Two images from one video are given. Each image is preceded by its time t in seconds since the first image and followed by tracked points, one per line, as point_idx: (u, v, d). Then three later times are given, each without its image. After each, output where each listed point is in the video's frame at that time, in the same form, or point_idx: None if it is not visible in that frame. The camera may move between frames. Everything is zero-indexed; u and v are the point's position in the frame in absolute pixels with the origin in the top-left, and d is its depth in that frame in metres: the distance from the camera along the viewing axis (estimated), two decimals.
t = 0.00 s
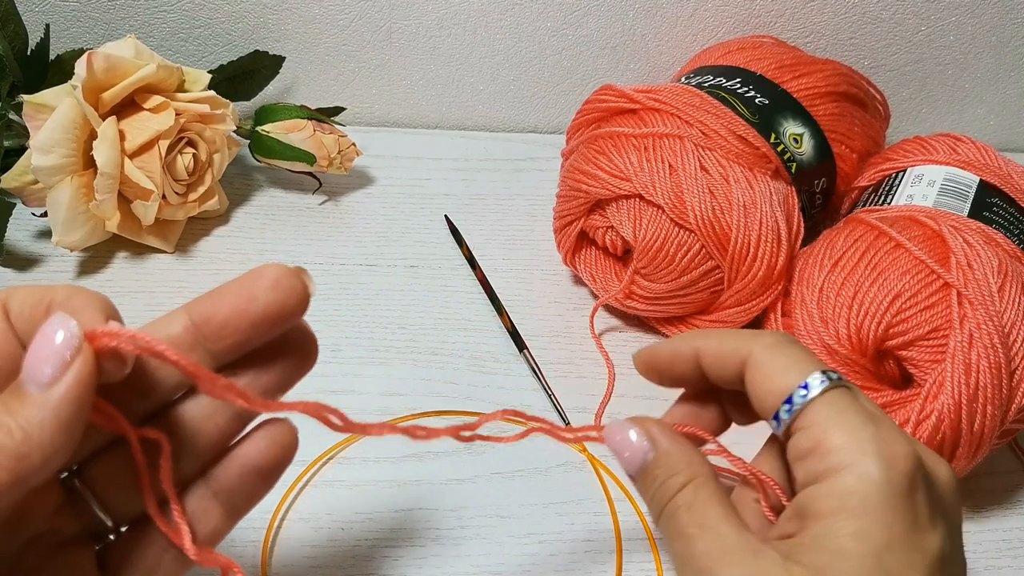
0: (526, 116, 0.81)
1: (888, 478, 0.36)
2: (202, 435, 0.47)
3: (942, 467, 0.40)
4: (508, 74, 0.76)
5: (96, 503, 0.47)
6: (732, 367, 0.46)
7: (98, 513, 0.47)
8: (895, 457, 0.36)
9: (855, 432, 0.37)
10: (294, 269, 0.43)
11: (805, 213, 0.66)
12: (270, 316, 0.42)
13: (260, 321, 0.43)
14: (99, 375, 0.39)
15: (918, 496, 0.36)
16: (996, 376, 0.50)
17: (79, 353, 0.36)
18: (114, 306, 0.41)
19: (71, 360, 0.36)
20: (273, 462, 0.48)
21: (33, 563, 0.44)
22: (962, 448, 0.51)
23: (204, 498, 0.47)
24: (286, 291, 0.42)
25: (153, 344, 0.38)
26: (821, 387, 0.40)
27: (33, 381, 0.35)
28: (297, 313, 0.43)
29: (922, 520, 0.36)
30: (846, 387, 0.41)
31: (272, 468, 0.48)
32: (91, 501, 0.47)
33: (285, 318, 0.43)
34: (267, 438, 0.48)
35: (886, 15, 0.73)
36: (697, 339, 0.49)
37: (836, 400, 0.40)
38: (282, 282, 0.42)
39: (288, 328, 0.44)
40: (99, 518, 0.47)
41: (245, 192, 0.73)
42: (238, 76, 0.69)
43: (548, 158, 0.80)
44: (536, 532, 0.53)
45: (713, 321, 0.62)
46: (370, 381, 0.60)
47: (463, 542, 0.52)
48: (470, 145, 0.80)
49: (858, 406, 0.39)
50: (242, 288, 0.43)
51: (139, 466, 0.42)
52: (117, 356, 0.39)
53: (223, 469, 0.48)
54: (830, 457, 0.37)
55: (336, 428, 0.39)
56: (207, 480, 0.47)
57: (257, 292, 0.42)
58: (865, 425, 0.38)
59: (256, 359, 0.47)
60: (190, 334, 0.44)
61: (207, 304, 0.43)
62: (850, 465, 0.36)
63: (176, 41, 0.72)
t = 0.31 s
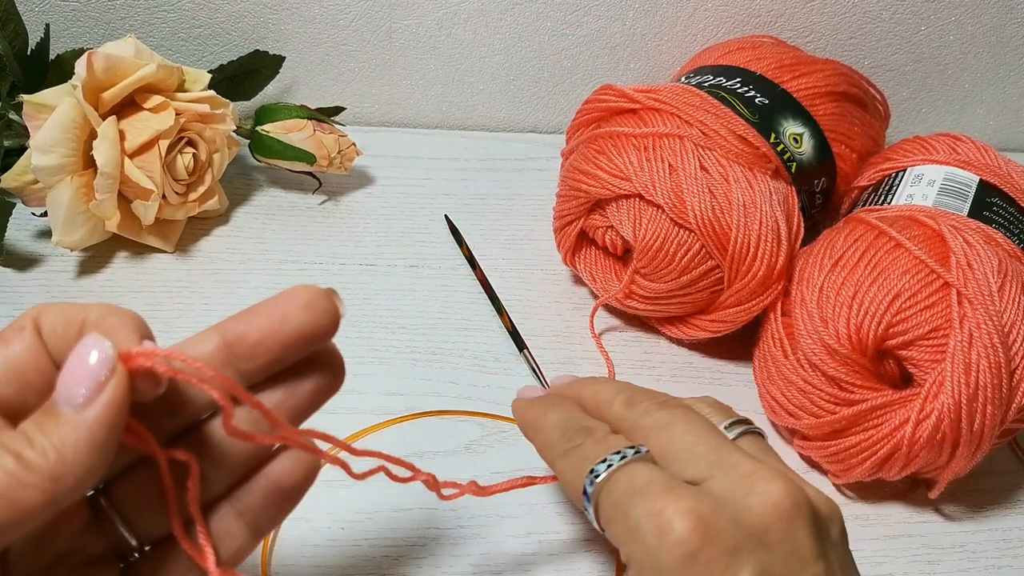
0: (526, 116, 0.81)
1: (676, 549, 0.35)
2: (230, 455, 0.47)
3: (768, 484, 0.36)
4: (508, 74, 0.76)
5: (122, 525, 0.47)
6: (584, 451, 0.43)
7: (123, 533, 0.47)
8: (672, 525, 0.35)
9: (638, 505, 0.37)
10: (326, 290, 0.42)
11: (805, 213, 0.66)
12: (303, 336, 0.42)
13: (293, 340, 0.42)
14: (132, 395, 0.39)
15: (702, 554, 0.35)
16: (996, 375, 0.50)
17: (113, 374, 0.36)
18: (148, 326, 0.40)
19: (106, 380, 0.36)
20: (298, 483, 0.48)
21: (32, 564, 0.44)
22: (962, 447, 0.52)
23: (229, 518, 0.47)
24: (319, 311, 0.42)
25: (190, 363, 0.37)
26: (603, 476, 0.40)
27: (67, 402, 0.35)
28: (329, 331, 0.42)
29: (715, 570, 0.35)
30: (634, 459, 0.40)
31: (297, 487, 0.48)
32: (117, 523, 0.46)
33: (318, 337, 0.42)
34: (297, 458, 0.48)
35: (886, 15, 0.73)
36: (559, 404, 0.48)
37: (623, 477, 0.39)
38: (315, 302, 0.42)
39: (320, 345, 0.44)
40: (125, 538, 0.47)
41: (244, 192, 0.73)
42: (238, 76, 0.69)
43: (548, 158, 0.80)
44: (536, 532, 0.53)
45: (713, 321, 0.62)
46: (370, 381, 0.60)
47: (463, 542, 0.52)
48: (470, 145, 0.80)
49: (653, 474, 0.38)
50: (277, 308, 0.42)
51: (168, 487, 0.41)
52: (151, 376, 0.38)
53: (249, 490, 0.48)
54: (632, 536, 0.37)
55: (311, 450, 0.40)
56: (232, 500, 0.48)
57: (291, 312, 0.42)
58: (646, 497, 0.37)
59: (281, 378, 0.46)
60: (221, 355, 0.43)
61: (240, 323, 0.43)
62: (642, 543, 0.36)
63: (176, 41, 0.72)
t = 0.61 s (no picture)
0: (526, 116, 0.81)
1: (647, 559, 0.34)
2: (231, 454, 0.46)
3: (741, 491, 0.35)
4: (508, 74, 0.76)
5: (121, 526, 0.46)
6: (572, 440, 0.39)
7: (122, 535, 0.47)
8: (642, 534, 0.35)
9: (610, 507, 0.36)
10: (322, 290, 0.43)
11: (805, 213, 0.66)
12: (300, 336, 0.43)
13: (289, 340, 0.43)
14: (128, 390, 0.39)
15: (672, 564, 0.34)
16: (996, 376, 0.50)
17: (110, 371, 0.36)
18: (142, 322, 0.40)
19: (103, 378, 0.36)
20: (300, 482, 0.48)
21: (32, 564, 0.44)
22: (962, 448, 0.52)
23: (229, 520, 0.47)
24: (315, 312, 0.42)
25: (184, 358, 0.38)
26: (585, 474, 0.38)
27: (67, 399, 0.35)
28: (325, 331, 0.43)
29: None
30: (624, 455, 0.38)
31: (298, 487, 0.48)
32: (116, 525, 0.46)
33: (315, 337, 0.43)
34: (300, 457, 0.48)
35: (886, 15, 0.73)
36: (553, 360, 0.42)
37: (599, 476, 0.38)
38: (311, 303, 0.42)
39: (316, 345, 0.44)
40: (124, 541, 0.47)
41: (245, 192, 0.73)
42: (238, 76, 0.69)
43: (548, 158, 0.80)
44: (536, 532, 0.53)
45: (713, 321, 0.62)
46: (369, 381, 0.60)
47: (462, 542, 0.52)
48: (470, 145, 0.80)
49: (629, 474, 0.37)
50: (273, 309, 0.42)
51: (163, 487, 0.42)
52: (147, 370, 0.39)
53: (251, 491, 0.47)
54: (605, 540, 0.36)
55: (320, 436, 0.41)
56: (232, 502, 0.47)
57: (287, 313, 0.42)
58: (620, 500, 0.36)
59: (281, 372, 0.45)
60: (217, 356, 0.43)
61: (237, 324, 0.43)
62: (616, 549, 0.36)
63: (177, 41, 0.72)
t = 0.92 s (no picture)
0: (526, 116, 0.81)
1: (618, 551, 0.40)
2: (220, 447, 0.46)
3: (699, 495, 0.42)
4: (508, 74, 0.76)
5: (111, 522, 0.46)
6: (551, 487, 0.47)
7: (112, 531, 0.47)
8: (610, 532, 0.40)
9: (586, 521, 0.42)
10: (307, 291, 0.42)
11: (805, 213, 0.66)
12: (284, 337, 0.43)
13: (273, 341, 0.43)
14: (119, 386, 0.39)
15: (640, 551, 0.39)
16: (996, 376, 0.50)
17: (102, 367, 0.36)
18: (131, 324, 0.40)
19: (95, 374, 0.36)
20: (286, 474, 0.48)
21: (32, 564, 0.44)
22: (962, 447, 0.52)
23: (217, 514, 0.47)
24: (299, 312, 0.42)
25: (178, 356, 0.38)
26: (562, 501, 0.45)
27: (61, 393, 0.36)
28: (308, 331, 0.43)
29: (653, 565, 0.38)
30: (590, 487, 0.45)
31: (286, 479, 0.48)
32: (106, 521, 0.46)
33: (299, 338, 0.43)
34: (291, 450, 0.48)
35: (885, 15, 0.73)
36: (538, 435, 0.51)
37: (575, 501, 0.44)
38: (295, 304, 0.42)
39: (299, 346, 0.44)
40: (113, 536, 0.47)
41: (244, 192, 0.73)
42: (238, 76, 0.69)
43: (548, 158, 0.80)
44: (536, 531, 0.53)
45: (713, 321, 0.62)
46: (369, 381, 0.60)
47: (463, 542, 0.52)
48: (470, 145, 0.80)
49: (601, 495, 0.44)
50: (257, 309, 0.42)
51: (152, 483, 0.42)
52: (138, 366, 0.38)
53: (238, 484, 0.48)
54: (585, 552, 0.42)
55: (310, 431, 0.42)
56: (221, 496, 0.48)
57: (272, 314, 0.42)
58: (593, 513, 0.42)
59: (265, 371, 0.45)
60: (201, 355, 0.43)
61: (222, 324, 0.43)
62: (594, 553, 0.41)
63: (176, 41, 0.72)
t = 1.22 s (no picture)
0: (526, 116, 0.81)
1: (613, 546, 0.40)
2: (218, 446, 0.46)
3: (693, 492, 0.42)
4: (508, 74, 0.76)
5: (108, 521, 0.46)
6: (551, 501, 0.48)
7: (109, 530, 0.46)
8: (603, 529, 0.41)
9: (582, 521, 0.43)
10: (300, 292, 0.42)
11: (805, 213, 0.66)
12: (279, 338, 0.42)
13: (268, 341, 0.42)
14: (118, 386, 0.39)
15: (633, 544, 0.39)
16: (995, 376, 0.50)
17: (101, 368, 0.36)
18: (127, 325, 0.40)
19: (94, 373, 0.36)
20: (281, 471, 0.48)
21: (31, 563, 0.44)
22: (962, 447, 0.52)
23: (213, 511, 0.47)
24: (293, 313, 0.42)
25: (177, 361, 0.38)
26: (561, 506, 0.46)
27: (60, 394, 0.36)
28: (303, 332, 0.43)
29: (646, 558, 0.38)
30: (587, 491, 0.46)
31: (280, 477, 0.49)
32: (103, 520, 0.46)
33: (293, 338, 0.42)
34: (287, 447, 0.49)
35: (885, 15, 0.73)
36: (541, 454, 0.53)
37: (573, 505, 0.45)
38: (288, 305, 0.42)
39: (294, 346, 0.44)
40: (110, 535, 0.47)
41: (244, 192, 0.73)
42: (238, 76, 0.69)
43: (548, 158, 0.80)
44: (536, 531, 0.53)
45: (713, 321, 0.62)
46: (369, 380, 0.60)
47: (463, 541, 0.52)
48: (470, 145, 0.80)
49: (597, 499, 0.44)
50: (251, 310, 0.42)
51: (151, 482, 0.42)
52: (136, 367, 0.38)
53: (233, 482, 0.48)
54: (582, 553, 0.42)
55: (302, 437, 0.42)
56: (216, 493, 0.47)
57: (267, 315, 0.42)
58: (589, 513, 0.43)
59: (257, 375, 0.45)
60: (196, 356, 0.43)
61: (219, 324, 0.43)
62: (590, 550, 0.41)
63: (176, 41, 0.72)
